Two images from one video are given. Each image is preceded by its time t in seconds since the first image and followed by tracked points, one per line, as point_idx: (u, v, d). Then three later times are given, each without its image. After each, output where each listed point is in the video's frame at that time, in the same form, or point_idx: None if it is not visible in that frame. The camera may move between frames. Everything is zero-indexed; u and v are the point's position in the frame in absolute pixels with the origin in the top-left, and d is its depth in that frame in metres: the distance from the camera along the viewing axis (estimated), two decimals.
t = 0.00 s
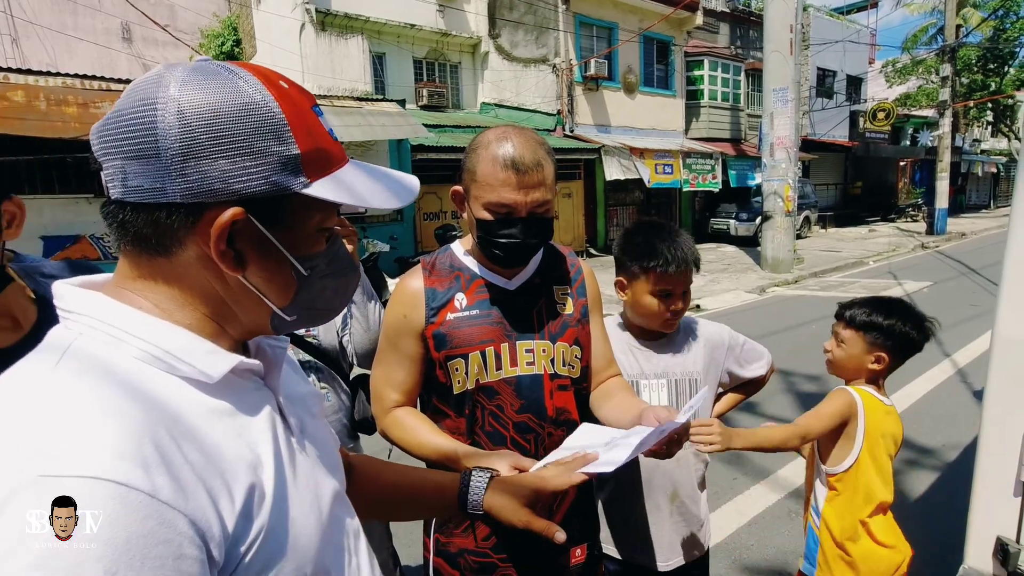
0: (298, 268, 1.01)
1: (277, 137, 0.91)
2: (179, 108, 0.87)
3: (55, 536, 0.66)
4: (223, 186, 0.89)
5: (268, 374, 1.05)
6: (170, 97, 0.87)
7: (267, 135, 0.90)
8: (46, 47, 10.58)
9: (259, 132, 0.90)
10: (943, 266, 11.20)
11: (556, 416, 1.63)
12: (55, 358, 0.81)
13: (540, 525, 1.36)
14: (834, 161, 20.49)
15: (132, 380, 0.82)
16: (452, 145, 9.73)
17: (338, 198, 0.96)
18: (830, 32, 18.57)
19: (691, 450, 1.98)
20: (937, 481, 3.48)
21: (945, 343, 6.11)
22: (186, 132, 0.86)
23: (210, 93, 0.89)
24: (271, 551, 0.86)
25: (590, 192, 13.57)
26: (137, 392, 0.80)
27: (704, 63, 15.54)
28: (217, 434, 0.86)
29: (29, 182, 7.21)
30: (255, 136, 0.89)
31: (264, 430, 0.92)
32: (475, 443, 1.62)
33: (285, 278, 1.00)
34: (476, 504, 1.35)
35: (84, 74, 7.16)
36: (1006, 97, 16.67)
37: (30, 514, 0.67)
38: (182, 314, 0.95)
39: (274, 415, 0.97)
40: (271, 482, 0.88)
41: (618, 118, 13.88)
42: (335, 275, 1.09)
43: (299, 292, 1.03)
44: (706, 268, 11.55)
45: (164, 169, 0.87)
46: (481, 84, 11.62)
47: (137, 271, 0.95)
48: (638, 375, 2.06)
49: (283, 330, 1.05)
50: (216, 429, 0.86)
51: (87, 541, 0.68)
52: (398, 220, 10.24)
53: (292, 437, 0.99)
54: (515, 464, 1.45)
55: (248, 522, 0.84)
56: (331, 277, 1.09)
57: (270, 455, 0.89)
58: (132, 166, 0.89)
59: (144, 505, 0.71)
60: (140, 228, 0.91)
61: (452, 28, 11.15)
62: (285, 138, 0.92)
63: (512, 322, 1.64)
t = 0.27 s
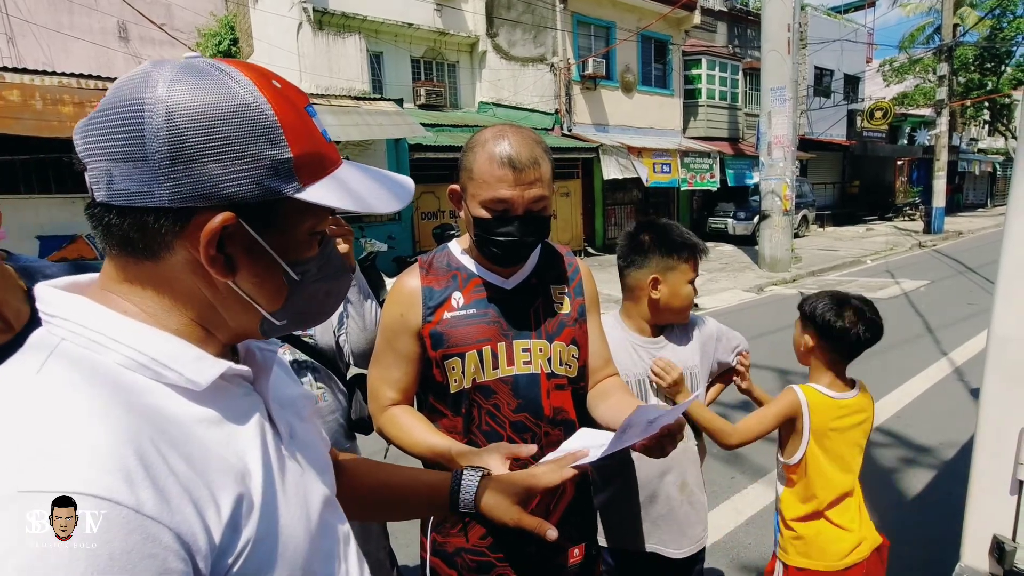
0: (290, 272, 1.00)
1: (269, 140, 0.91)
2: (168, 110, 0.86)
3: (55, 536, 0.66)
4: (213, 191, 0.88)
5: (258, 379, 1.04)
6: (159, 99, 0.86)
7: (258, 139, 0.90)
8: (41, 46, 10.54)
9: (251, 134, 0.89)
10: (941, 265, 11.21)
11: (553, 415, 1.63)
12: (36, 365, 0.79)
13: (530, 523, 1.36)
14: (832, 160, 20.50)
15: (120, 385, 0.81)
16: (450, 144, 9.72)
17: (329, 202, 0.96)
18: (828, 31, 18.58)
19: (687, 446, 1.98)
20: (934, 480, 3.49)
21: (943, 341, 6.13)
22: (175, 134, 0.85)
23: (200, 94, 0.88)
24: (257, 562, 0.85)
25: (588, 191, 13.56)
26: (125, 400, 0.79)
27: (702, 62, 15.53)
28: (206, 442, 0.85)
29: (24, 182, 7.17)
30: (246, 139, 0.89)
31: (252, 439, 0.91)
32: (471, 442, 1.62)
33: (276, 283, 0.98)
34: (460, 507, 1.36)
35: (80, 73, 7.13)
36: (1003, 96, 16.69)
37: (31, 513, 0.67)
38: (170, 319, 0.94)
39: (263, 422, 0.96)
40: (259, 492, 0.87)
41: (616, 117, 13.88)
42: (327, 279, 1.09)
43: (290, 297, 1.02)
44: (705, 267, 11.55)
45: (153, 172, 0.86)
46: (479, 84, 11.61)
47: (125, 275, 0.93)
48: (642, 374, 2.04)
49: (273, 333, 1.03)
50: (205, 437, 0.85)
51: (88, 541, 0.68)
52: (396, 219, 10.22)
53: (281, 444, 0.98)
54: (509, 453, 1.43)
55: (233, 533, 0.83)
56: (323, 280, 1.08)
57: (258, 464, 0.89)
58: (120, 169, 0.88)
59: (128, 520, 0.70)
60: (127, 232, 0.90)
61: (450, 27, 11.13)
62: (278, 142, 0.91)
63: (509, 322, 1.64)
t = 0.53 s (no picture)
0: (282, 264, 0.99)
1: (252, 132, 0.89)
2: (146, 107, 0.84)
3: (53, 536, 0.66)
4: (199, 186, 0.87)
5: (250, 379, 1.03)
6: (135, 94, 0.84)
7: (240, 132, 0.88)
8: (39, 45, 10.54)
9: (233, 128, 0.87)
10: (939, 264, 11.23)
11: (552, 412, 1.63)
12: (24, 367, 0.79)
13: (512, 496, 1.30)
14: (830, 159, 20.53)
15: (110, 388, 0.80)
16: (448, 143, 9.72)
17: (315, 191, 0.94)
18: (826, 30, 18.61)
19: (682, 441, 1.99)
20: (931, 478, 3.49)
21: (940, 340, 6.14)
22: (155, 130, 0.84)
23: (177, 87, 0.86)
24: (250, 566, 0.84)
25: (587, 190, 13.56)
26: (114, 401, 0.78)
27: (701, 61, 15.53)
28: (196, 445, 0.84)
29: (21, 181, 7.15)
30: (228, 132, 0.87)
31: (244, 441, 0.90)
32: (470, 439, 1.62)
33: (270, 277, 0.98)
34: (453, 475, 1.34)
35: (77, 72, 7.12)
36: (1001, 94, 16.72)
37: (30, 513, 0.67)
38: (160, 320, 0.93)
39: (255, 424, 0.95)
40: (250, 495, 0.87)
41: (614, 116, 13.88)
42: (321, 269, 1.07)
43: (285, 290, 1.01)
44: (703, 266, 11.56)
45: (135, 171, 0.84)
46: (477, 83, 11.61)
47: (111, 277, 0.92)
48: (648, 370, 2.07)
49: (268, 329, 1.02)
50: (194, 440, 0.84)
51: (87, 541, 0.68)
52: (395, 218, 10.21)
53: (274, 444, 0.97)
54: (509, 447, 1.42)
55: (225, 537, 0.83)
56: (316, 273, 1.07)
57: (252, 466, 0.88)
58: (100, 169, 0.86)
59: (114, 524, 0.70)
60: (111, 233, 0.88)
61: (448, 26, 11.13)
62: (261, 133, 0.90)
63: (507, 318, 1.64)
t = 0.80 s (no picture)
0: (262, 247, 0.98)
1: (214, 113, 0.87)
2: (102, 95, 0.82)
3: (55, 535, 0.67)
4: (168, 172, 0.86)
5: (239, 369, 1.02)
6: (89, 81, 0.83)
7: (202, 114, 0.86)
8: (38, 45, 10.55)
9: (195, 110, 0.86)
10: (938, 263, 11.23)
11: (553, 409, 1.63)
12: (7, 371, 0.79)
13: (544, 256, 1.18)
14: (829, 158, 20.52)
15: (94, 389, 0.80)
16: (448, 143, 9.71)
17: (288, 168, 0.93)
18: (825, 29, 18.61)
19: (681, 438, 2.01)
20: (931, 477, 3.49)
21: (940, 339, 6.14)
22: (114, 117, 0.82)
23: (130, 73, 0.84)
24: (243, 559, 0.85)
25: (586, 190, 13.55)
26: (100, 404, 0.78)
27: (700, 60, 15.51)
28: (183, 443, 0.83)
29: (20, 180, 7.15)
30: (189, 115, 0.85)
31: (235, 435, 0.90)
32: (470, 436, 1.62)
33: (250, 262, 0.97)
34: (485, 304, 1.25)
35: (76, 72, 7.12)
36: (1001, 93, 16.72)
37: (30, 513, 0.68)
38: (142, 315, 0.92)
39: (246, 416, 0.94)
40: (243, 490, 0.86)
41: (614, 116, 13.88)
42: (305, 254, 1.06)
43: (268, 275, 1.00)
44: (702, 266, 11.56)
45: (98, 161, 0.83)
46: (476, 82, 11.61)
47: (88, 276, 0.91)
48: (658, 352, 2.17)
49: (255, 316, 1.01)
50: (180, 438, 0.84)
51: (88, 540, 0.69)
52: (395, 218, 10.20)
53: (265, 435, 0.96)
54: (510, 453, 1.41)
55: (217, 532, 0.83)
56: (299, 253, 1.05)
57: (245, 462, 0.88)
58: (62, 164, 0.84)
59: (105, 528, 0.71)
60: (83, 229, 0.87)
61: (447, 25, 11.12)
62: (223, 113, 0.88)
63: (508, 314, 1.64)
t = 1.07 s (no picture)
0: (244, 242, 0.98)
1: (185, 105, 0.87)
2: (72, 91, 0.82)
3: (55, 536, 0.69)
4: (143, 166, 0.85)
5: (226, 366, 1.01)
6: (56, 78, 0.83)
7: (172, 106, 0.86)
8: (39, 46, 10.56)
9: (166, 102, 0.85)
10: (938, 262, 11.23)
11: (552, 409, 1.63)
12: None
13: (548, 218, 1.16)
14: (829, 158, 20.51)
15: (73, 388, 0.80)
16: (448, 143, 9.72)
17: (263, 161, 0.92)
18: (825, 29, 18.60)
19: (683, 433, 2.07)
20: (931, 477, 3.49)
21: (940, 339, 6.14)
22: (85, 111, 0.82)
23: (99, 68, 0.84)
24: (224, 558, 0.84)
25: (586, 189, 13.53)
26: (75, 407, 0.78)
27: (700, 60, 15.50)
28: (160, 443, 0.83)
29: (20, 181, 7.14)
30: (159, 108, 0.85)
31: (215, 434, 0.89)
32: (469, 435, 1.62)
33: (232, 256, 0.97)
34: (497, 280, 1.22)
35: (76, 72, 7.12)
36: (1001, 93, 16.70)
37: (29, 515, 0.68)
38: (125, 314, 0.92)
39: (229, 412, 0.93)
40: (224, 489, 0.85)
41: (614, 115, 13.88)
42: (288, 249, 1.05)
43: (251, 269, 0.99)
44: (702, 266, 11.56)
45: (70, 157, 0.83)
46: (476, 82, 11.61)
47: (70, 276, 0.91)
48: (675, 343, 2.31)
49: (240, 311, 1.01)
50: (160, 438, 0.83)
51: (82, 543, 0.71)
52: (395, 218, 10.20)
53: (252, 432, 0.96)
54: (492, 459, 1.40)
55: (198, 530, 0.82)
56: (282, 247, 1.04)
57: (226, 462, 0.87)
58: (37, 161, 0.84)
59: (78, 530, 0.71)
60: (61, 227, 0.87)
61: (447, 25, 11.13)
62: (194, 105, 0.87)
63: (508, 314, 1.64)
